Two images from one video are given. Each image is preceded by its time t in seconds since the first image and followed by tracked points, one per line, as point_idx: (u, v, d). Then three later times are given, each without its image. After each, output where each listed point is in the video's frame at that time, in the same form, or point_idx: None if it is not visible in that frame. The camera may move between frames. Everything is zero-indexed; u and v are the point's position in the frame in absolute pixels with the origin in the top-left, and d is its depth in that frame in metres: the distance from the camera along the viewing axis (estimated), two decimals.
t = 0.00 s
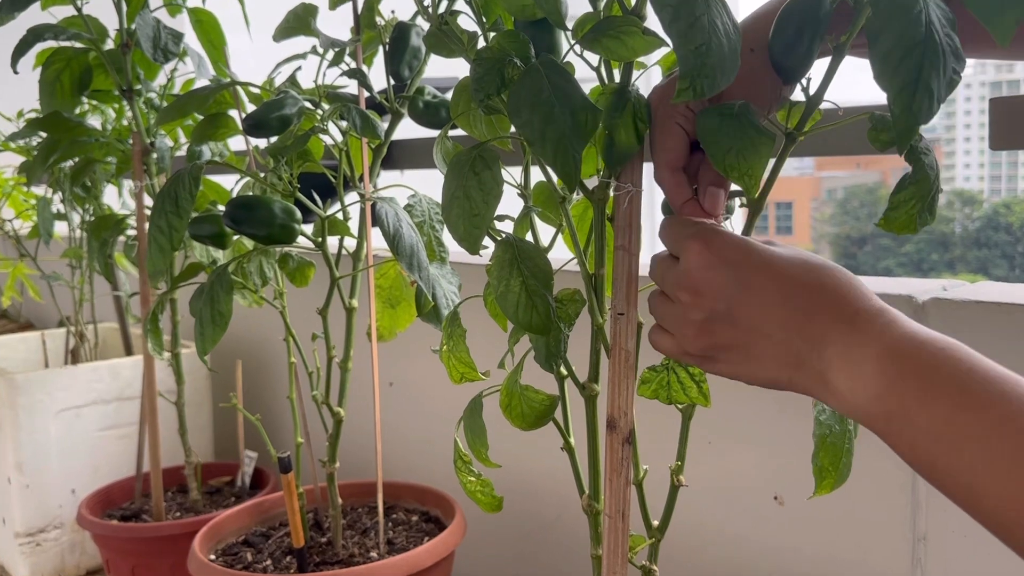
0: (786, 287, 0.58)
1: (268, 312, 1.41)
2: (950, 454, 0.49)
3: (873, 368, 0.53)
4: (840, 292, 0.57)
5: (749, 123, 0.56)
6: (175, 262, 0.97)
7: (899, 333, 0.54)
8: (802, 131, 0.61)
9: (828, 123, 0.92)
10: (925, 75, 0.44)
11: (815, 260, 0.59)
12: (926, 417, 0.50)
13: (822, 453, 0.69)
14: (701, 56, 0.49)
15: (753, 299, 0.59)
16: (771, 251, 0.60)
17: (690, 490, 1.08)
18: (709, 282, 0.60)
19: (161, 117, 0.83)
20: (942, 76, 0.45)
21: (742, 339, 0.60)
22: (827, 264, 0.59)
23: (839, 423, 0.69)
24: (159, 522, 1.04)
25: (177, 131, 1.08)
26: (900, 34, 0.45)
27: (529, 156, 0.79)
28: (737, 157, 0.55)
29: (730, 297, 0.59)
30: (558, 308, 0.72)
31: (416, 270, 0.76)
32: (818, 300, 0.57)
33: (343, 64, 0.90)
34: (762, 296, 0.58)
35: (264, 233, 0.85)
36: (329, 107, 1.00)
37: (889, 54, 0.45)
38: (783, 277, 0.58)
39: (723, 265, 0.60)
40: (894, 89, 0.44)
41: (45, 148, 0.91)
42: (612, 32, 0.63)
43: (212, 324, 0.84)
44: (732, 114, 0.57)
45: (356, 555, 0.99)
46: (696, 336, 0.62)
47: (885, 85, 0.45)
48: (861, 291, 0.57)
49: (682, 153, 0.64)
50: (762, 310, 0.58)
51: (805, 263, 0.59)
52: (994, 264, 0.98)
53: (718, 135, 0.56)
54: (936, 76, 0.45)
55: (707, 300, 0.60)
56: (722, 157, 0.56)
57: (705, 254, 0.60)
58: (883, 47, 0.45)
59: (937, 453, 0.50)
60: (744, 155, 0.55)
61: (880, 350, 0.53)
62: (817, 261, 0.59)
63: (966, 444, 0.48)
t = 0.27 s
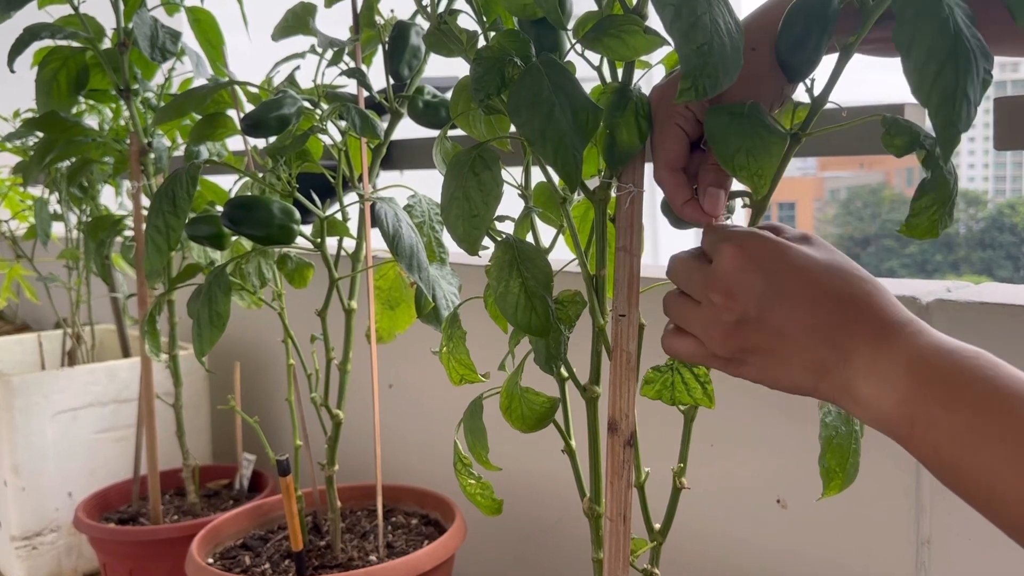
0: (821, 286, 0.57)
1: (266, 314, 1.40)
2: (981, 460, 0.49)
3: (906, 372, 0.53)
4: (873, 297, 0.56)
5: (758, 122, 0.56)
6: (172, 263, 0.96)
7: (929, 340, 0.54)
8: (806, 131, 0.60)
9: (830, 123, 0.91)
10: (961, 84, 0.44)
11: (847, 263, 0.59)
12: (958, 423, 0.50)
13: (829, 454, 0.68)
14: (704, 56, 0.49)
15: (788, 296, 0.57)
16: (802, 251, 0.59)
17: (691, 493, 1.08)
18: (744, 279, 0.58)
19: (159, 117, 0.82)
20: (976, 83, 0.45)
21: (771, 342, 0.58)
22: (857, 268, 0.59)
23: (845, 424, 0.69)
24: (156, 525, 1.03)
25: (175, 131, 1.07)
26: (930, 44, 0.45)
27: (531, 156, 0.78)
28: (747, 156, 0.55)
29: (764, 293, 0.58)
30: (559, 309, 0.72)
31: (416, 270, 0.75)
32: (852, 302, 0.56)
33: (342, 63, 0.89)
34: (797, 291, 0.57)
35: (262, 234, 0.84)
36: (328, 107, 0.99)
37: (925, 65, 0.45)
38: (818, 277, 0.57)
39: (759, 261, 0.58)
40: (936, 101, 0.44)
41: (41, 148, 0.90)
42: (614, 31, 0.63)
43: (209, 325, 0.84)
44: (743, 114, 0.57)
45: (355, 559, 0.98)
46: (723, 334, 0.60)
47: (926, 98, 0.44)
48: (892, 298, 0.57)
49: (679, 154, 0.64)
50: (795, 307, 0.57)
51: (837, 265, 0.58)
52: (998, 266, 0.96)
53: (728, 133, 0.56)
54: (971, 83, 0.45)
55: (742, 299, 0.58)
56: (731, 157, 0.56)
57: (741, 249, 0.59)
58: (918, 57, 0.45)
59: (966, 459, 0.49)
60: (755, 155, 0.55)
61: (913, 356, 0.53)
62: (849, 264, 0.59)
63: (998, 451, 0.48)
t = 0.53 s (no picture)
0: (815, 294, 0.55)
1: (264, 316, 1.40)
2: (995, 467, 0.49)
3: (909, 381, 0.52)
4: (869, 299, 0.55)
5: (764, 122, 0.55)
6: (170, 264, 0.95)
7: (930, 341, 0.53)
8: (811, 133, 0.60)
9: (833, 123, 0.91)
10: (972, 81, 0.45)
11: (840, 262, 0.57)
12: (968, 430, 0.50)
13: (833, 458, 0.67)
14: (707, 55, 0.48)
15: (782, 310, 0.56)
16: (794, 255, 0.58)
17: (693, 496, 1.07)
18: (736, 294, 0.57)
19: (157, 117, 0.81)
20: (986, 79, 0.46)
21: (772, 357, 0.58)
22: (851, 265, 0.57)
23: (849, 428, 0.68)
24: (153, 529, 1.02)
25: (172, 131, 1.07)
26: (938, 40, 0.45)
27: (531, 156, 0.77)
28: (753, 156, 0.55)
29: (758, 309, 0.57)
30: (559, 311, 0.71)
31: (416, 272, 0.74)
32: (848, 310, 0.55)
33: (341, 63, 0.88)
34: (791, 306, 0.56)
35: (261, 235, 0.84)
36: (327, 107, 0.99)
37: (934, 63, 0.45)
38: (816, 282, 0.56)
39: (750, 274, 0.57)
40: (946, 99, 0.44)
41: (38, 148, 0.89)
42: (615, 30, 0.62)
43: (208, 327, 0.83)
44: (749, 112, 0.56)
45: (354, 562, 0.97)
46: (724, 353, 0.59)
47: (937, 96, 0.45)
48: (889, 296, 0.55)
49: (678, 152, 0.63)
50: (791, 322, 0.56)
51: (830, 266, 0.57)
52: (1004, 267, 0.95)
53: (735, 132, 0.55)
54: (980, 80, 0.45)
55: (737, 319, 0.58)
56: (736, 156, 0.55)
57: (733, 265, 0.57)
58: (927, 54, 0.45)
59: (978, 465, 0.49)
60: (761, 154, 0.55)
61: (915, 362, 0.52)
62: (842, 262, 0.57)
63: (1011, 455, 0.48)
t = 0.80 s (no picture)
0: (789, 316, 0.55)
1: (262, 317, 1.39)
2: (990, 483, 0.46)
3: (891, 399, 0.50)
4: (846, 312, 0.53)
5: (766, 121, 0.54)
6: (168, 265, 0.94)
7: (910, 354, 0.50)
8: (813, 132, 0.59)
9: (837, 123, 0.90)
10: (966, 75, 0.45)
11: (819, 270, 0.55)
12: (959, 445, 0.48)
13: (836, 460, 0.66)
14: (705, 54, 0.47)
15: (760, 335, 0.56)
16: (770, 271, 0.57)
17: (695, 499, 1.06)
18: (714, 320, 0.58)
19: (154, 117, 0.80)
20: (981, 73, 0.46)
21: (765, 377, 0.58)
22: (831, 272, 0.55)
23: (852, 429, 0.67)
24: (151, 532, 1.01)
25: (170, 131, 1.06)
26: (934, 34, 0.46)
27: (532, 156, 0.76)
28: (754, 156, 0.54)
29: (736, 334, 0.57)
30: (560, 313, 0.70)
31: (416, 273, 0.73)
32: (823, 329, 0.54)
33: (340, 62, 0.87)
34: (767, 330, 0.56)
35: (259, 236, 0.83)
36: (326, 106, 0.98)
37: (928, 58, 0.46)
38: (796, 297, 0.55)
39: (725, 299, 0.57)
40: (939, 94, 0.45)
41: (34, 149, 0.88)
42: (616, 29, 0.61)
43: (206, 328, 0.82)
44: (750, 111, 0.55)
45: (353, 566, 0.96)
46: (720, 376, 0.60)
47: (929, 90, 0.45)
48: (869, 305, 0.53)
49: (680, 153, 0.61)
50: (772, 346, 0.56)
51: (805, 279, 0.55)
52: (1009, 267, 0.94)
53: (737, 132, 0.54)
54: (975, 75, 0.46)
55: (720, 345, 0.58)
56: (736, 157, 0.54)
57: (706, 290, 0.58)
58: (921, 49, 0.46)
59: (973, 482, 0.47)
60: (763, 155, 0.54)
61: (895, 379, 0.50)
62: (820, 271, 0.55)
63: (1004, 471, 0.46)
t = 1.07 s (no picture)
0: (810, 340, 0.55)
1: (260, 319, 1.38)
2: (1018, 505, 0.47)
3: (916, 422, 0.51)
4: (867, 334, 0.53)
5: (773, 121, 0.54)
6: (165, 266, 0.94)
7: (932, 376, 0.51)
8: (820, 133, 0.58)
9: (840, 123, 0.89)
10: (981, 78, 0.45)
11: (837, 290, 0.55)
12: (983, 468, 0.48)
13: (840, 464, 0.66)
14: (709, 55, 0.47)
15: (780, 358, 0.56)
16: (787, 292, 0.56)
17: (697, 502, 1.05)
18: (733, 343, 0.58)
19: (152, 117, 0.80)
20: (996, 76, 0.46)
21: (790, 398, 0.58)
22: (849, 291, 0.55)
23: (856, 432, 0.66)
24: (148, 535, 1.00)
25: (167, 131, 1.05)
26: (949, 38, 0.45)
27: (532, 156, 0.75)
28: (760, 155, 0.53)
29: (757, 357, 0.57)
30: (561, 314, 0.69)
31: (415, 274, 0.72)
32: (844, 352, 0.54)
33: (339, 62, 0.87)
34: (787, 353, 0.56)
35: (257, 237, 0.82)
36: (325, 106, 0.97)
37: (944, 61, 0.45)
38: (815, 320, 0.55)
39: (744, 321, 0.57)
40: (955, 97, 0.44)
41: (31, 149, 0.88)
42: (618, 28, 0.60)
43: (203, 330, 0.81)
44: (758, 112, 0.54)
45: (352, 570, 0.95)
46: (743, 397, 0.60)
47: (946, 93, 0.45)
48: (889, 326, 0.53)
49: (692, 142, 0.61)
50: (794, 369, 0.56)
51: (824, 299, 0.55)
52: (1014, 269, 0.93)
53: (745, 132, 0.53)
54: (991, 78, 0.45)
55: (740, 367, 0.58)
56: (741, 158, 0.53)
57: (721, 313, 0.58)
58: (936, 52, 0.45)
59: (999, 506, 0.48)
60: (769, 154, 0.53)
61: (918, 402, 0.51)
62: (837, 292, 0.55)
63: None
